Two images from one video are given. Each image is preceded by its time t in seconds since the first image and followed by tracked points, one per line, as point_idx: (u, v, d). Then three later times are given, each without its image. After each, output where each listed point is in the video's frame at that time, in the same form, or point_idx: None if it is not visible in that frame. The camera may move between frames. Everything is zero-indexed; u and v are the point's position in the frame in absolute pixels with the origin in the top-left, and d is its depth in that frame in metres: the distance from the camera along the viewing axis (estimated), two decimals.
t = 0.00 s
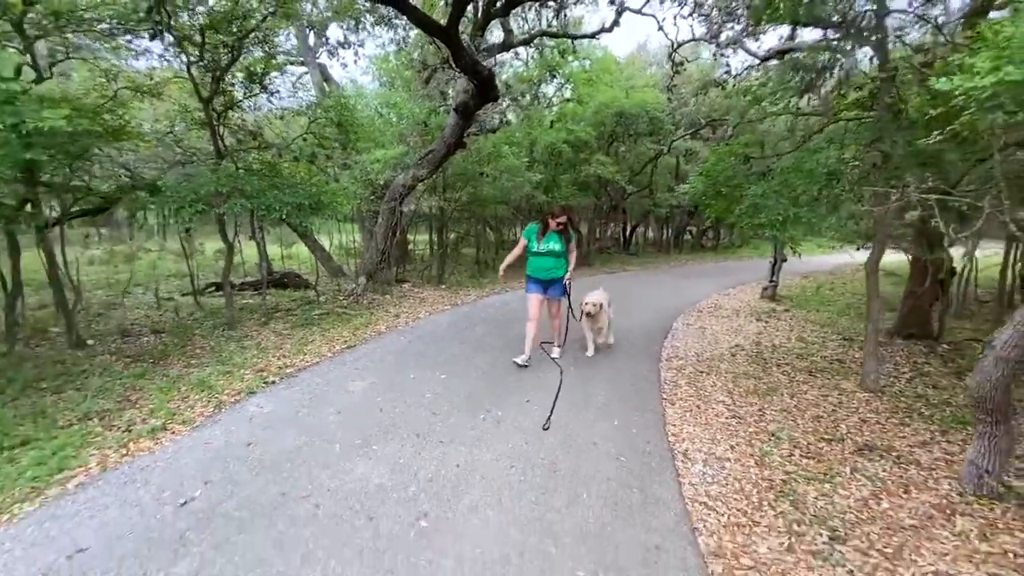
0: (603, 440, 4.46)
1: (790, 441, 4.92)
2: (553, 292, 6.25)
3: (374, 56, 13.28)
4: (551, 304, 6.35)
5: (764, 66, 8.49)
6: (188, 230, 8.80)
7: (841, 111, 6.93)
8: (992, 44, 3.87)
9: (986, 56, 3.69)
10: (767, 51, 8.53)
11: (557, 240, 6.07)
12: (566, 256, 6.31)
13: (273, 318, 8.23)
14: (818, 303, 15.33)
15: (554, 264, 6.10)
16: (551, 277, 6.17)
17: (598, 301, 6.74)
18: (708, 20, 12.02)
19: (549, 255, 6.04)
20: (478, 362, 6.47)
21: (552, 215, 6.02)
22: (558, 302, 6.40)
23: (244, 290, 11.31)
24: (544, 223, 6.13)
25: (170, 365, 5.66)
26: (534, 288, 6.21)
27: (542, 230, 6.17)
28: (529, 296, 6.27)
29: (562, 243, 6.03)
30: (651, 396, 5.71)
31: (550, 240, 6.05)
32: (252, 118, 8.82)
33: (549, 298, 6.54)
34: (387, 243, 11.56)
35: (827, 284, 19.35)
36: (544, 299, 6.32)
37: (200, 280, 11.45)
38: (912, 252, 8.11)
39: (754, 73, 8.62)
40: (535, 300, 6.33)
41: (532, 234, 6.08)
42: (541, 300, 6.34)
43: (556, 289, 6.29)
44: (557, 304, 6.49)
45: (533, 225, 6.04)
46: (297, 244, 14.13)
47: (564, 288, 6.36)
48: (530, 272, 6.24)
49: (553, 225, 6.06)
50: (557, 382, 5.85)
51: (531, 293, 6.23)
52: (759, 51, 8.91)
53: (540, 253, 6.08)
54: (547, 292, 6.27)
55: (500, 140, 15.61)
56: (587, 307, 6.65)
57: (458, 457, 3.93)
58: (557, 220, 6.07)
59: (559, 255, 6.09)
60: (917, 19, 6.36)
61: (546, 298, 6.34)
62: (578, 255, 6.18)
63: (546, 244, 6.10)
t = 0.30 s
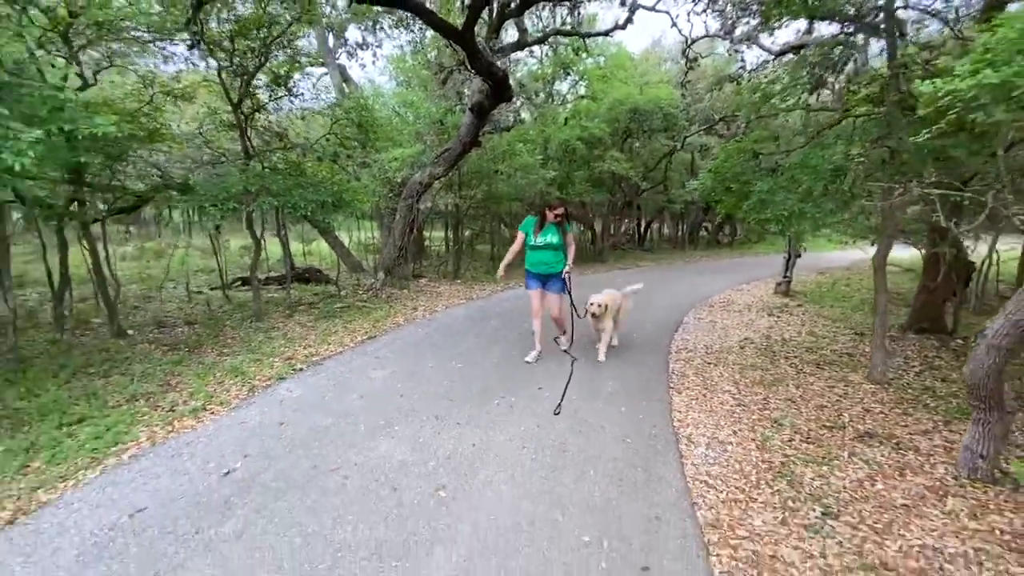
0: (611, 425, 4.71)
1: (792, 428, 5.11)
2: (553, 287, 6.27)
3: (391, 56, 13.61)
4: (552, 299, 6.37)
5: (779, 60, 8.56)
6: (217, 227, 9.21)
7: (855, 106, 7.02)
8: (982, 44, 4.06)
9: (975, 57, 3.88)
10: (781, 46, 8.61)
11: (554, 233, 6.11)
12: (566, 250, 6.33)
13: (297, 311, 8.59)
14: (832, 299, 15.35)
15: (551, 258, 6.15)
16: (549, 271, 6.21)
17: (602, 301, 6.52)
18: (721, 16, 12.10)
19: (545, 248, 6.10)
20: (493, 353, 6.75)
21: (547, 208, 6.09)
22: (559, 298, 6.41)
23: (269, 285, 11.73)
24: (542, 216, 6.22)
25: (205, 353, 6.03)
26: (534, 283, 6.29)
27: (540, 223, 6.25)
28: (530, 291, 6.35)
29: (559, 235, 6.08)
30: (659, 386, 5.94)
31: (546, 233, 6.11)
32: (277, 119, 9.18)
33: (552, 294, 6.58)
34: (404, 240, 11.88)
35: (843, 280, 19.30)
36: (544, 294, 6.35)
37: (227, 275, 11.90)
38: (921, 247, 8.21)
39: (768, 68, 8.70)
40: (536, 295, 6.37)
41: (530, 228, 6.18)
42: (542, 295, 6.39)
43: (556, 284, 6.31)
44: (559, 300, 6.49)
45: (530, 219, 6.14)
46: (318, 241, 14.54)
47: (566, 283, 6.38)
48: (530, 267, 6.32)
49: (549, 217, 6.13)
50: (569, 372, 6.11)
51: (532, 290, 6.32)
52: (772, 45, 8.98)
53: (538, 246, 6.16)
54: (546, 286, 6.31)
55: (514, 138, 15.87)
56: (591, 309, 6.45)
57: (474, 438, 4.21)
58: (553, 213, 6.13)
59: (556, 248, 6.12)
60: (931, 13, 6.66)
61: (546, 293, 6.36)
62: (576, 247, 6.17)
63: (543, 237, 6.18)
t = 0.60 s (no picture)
0: (624, 407, 5.00)
1: (799, 414, 5.34)
2: (558, 285, 6.07)
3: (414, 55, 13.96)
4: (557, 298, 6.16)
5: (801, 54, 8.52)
6: (250, 221, 9.68)
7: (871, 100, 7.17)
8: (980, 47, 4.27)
9: (970, 59, 4.09)
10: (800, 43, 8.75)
11: (561, 229, 5.90)
12: (575, 247, 6.10)
13: (326, 301, 9.02)
14: (850, 295, 15.37)
15: (557, 255, 5.94)
16: (555, 270, 6.00)
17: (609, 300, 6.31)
18: (741, 12, 12.19)
19: (551, 245, 5.89)
20: (512, 341, 7.08)
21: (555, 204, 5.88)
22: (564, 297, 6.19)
23: (297, 277, 12.22)
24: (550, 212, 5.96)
25: (244, 339, 6.46)
26: (540, 281, 6.11)
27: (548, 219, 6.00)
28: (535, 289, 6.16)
29: (566, 232, 5.82)
30: (672, 373, 6.21)
31: (553, 229, 5.90)
32: (308, 116, 9.58)
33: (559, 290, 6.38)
34: (426, 234, 12.24)
35: (862, 277, 19.23)
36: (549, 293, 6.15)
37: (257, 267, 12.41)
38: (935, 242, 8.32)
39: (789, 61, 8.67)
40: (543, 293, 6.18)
41: (537, 224, 6.00)
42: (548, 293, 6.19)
43: (562, 283, 6.10)
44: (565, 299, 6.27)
45: (537, 214, 5.96)
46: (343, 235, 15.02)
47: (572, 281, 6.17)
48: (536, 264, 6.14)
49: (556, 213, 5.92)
50: (585, 359, 6.41)
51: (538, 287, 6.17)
52: (794, 40, 8.91)
53: (544, 243, 5.96)
54: (552, 284, 6.10)
55: (533, 135, 16.15)
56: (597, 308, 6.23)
57: (497, 417, 4.54)
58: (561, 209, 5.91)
59: (562, 246, 5.90)
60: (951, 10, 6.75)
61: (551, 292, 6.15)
62: (584, 245, 5.93)
63: (551, 234, 5.95)
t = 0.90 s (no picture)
0: (634, 392, 5.25)
1: (805, 403, 5.54)
2: (564, 281, 5.76)
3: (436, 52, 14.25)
4: (562, 295, 5.85)
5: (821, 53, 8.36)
6: (278, 214, 10.08)
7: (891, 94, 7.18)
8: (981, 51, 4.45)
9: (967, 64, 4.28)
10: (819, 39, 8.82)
11: (567, 222, 5.70)
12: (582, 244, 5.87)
13: (350, 291, 9.39)
14: (868, 292, 15.33)
15: (563, 248, 5.70)
16: (560, 264, 5.72)
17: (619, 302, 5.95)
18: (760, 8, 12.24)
19: (557, 238, 5.67)
20: (529, 330, 7.36)
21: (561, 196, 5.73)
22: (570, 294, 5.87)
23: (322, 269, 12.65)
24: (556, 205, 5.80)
25: (275, 325, 6.85)
26: (545, 277, 5.83)
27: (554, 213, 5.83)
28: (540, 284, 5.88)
29: (572, 224, 5.63)
30: (682, 363, 6.43)
31: (559, 222, 5.71)
32: (334, 113, 9.92)
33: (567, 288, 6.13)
34: (446, 228, 12.54)
35: (882, 274, 19.08)
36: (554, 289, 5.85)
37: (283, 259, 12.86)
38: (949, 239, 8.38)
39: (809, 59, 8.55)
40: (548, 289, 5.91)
41: (542, 217, 5.81)
42: (553, 291, 5.90)
43: (567, 278, 5.79)
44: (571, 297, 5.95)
45: (543, 207, 5.80)
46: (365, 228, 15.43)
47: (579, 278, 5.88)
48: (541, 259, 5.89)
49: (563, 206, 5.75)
50: (598, 348, 6.66)
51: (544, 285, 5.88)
52: (814, 37, 8.66)
53: (549, 235, 5.73)
54: (557, 280, 5.81)
55: (551, 130, 16.36)
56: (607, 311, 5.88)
57: (513, 398, 4.83)
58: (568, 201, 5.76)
59: (568, 239, 5.68)
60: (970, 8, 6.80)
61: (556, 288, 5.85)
62: (591, 239, 5.69)
63: (556, 228, 5.76)
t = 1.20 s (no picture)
0: (637, 377, 5.51)
1: (804, 390, 5.74)
2: (562, 278, 5.66)
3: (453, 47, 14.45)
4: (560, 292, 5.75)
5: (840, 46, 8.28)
6: (298, 206, 10.43)
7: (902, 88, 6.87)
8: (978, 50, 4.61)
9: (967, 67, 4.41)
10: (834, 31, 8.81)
11: (561, 217, 5.54)
12: (576, 238, 5.74)
13: (368, 281, 9.71)
14: (881, 287, 15.29)
15: (559, 245, 5.56)
16: (557, 261, 5.60)
17: (620, 299, 5.86)
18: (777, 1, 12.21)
19: (552, 235, 5.51)
20: (539, 319, 7.62)
21: (553, 190, 5.54)
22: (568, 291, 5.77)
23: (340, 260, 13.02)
24: (548, 200, 5.65)
25: (296, 311, 7.18)
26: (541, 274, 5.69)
27: (546, 208, 5.68)
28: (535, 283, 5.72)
29: (565, 218, 5.49)
30: (687, 351, 6.65)
31: (552, 217, 5.53)
32: (353, 107, 10.22)
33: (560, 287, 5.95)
34: (461, 220, 12.82)
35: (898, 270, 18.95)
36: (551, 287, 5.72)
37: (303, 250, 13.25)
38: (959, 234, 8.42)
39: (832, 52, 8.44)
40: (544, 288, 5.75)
41: (534, 213, 5.62)
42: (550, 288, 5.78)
43: (564, 275, 5.68)
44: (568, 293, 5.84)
45: (534, 202, 5.58)
46: (382, 221, 15.78)
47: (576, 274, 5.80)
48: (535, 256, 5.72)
49: (555, 200, 5.57)
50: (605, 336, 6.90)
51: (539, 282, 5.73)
52: (831, 32, 8.66)
53: (543, 232, 5.56)
54: (554, 278, 5.69)
55: (565, 125, 16.54)
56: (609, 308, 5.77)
57: (522, 380, 5.10)
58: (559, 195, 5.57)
59: (563, 235, 5.54)
60: None
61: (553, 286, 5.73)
62: (587, 233, 5.58)
63: (549, 224, 5.60)
